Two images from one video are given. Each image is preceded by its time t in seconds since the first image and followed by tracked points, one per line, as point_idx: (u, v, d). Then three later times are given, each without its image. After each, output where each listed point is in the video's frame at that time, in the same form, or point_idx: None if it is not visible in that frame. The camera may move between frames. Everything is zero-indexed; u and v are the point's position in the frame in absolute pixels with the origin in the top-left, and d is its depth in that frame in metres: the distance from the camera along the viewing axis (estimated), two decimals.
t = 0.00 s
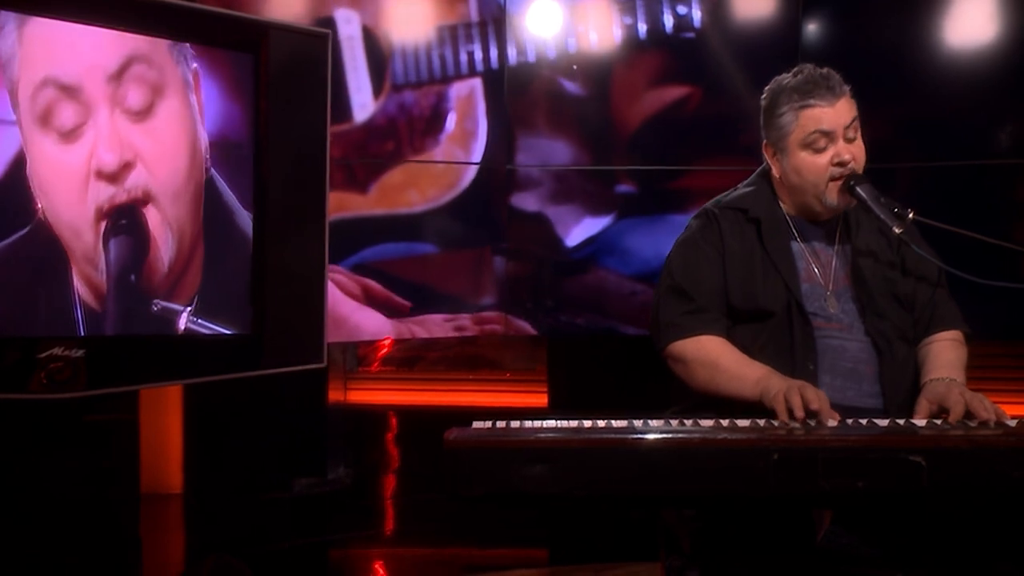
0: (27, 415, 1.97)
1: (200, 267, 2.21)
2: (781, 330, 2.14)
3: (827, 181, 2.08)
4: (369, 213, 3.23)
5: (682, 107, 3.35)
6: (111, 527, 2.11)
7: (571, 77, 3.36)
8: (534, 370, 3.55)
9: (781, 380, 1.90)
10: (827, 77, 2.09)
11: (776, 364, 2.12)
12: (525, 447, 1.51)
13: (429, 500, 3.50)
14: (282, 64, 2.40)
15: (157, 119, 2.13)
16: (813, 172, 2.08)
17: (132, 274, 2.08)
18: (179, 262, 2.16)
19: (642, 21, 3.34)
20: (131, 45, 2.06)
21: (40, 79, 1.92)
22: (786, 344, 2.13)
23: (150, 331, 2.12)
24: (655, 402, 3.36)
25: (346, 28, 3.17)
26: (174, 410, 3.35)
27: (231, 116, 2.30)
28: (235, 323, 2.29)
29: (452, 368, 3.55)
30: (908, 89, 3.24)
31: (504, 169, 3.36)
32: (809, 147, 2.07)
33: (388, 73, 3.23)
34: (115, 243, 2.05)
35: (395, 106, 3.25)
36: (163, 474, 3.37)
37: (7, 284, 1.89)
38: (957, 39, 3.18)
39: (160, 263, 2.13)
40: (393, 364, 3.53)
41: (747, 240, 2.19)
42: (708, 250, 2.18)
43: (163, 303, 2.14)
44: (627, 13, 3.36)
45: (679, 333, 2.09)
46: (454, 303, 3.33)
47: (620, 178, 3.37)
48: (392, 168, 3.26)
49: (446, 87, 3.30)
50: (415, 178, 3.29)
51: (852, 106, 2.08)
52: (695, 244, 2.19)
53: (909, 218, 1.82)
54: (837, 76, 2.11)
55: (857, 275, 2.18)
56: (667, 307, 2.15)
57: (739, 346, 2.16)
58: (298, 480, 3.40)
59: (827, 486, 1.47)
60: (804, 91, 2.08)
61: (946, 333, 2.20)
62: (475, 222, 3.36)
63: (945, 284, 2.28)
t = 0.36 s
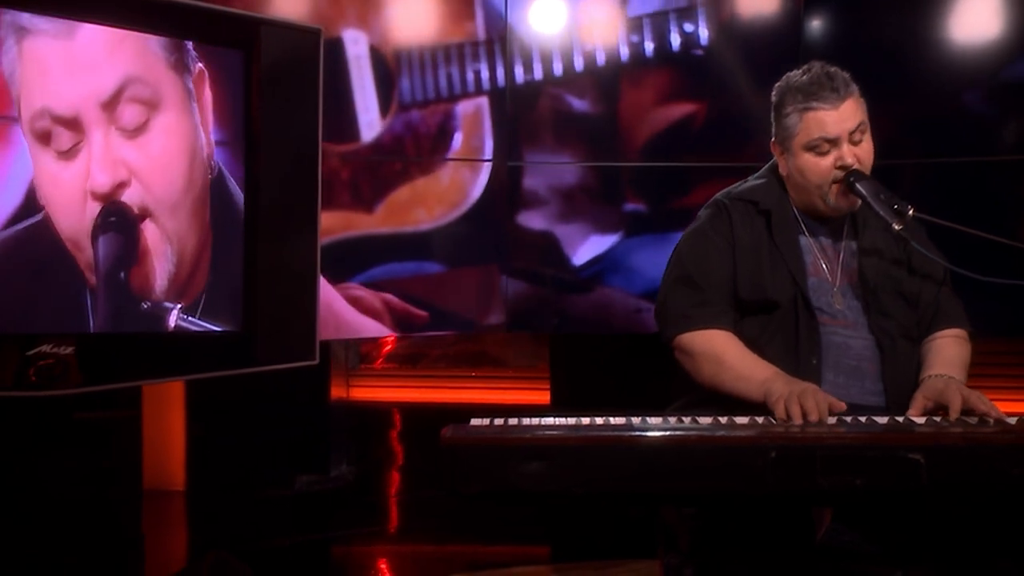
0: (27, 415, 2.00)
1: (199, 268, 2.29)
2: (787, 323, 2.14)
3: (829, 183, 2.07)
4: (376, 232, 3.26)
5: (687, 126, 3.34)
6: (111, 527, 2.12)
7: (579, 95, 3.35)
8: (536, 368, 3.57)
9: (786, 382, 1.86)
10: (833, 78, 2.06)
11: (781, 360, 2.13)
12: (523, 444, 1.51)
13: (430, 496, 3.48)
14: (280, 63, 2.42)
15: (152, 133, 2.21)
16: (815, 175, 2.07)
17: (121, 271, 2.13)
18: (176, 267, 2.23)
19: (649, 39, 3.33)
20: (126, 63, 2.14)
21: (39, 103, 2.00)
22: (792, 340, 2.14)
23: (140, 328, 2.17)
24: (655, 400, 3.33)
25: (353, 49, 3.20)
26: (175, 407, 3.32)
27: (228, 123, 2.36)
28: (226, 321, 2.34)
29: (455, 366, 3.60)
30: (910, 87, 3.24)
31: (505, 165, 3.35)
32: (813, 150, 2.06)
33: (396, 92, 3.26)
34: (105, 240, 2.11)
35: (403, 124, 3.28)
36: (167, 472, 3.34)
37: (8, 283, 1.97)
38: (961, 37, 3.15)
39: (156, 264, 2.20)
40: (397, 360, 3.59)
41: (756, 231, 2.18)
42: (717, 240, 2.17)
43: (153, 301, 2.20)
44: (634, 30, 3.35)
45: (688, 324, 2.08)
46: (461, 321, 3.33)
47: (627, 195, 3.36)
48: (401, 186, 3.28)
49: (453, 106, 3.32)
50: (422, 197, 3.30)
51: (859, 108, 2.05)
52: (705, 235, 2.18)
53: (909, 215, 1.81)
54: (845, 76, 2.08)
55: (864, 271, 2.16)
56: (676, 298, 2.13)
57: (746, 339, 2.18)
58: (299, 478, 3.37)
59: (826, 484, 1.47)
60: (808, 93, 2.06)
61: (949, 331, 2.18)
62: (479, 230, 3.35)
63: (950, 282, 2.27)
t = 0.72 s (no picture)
0: (28, 416, 2.25)
1: (198, 265, 2.38)
2: (790, 319, 2.13)
3: (829, 178, 2.05)
4: (378, 251, 3.20)
5: (693, 136, 3.34)
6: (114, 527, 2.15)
7: (581, 111, 3.34)
8: (539, 367, 3.54)
9: (787, 382, 1.86)
10: (834, 72, 2.05)
11: (783, 358, 2.11)
12: (521, 443, 1.50)
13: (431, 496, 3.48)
14: (272, 59, 2.53)
15: (145, 129, 2.27)
16: (815, 170, 2.06)
17: (109, 268, 2.17)
18: (166, 262, 2.29)
19: (649, 55, 3.32)
20: (120, 59, 2.20)
21: (32, 91, 2.04)
22: (795, 336, 2.12)
23: (128, 326, 2.22)
24: (657, 398, 3.37)
25: (355, 69, 3.17)
26: (180, 400, 3.34)
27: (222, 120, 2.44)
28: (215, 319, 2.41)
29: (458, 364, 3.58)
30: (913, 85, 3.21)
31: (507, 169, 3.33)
32: (813, 144, 2.05)
33: (398, 111, 3.23)
34: (91, 236, 2.15)
35: (405, 142, 3.25)
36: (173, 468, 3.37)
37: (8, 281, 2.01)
38: (968, 33, 3.13)
39: (145, 264, 2.25)
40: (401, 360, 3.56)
41: (763, 225, 2.17)
42: (725, 233, 2.17)
43: (140, 299, 2.25)
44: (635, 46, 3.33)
45: (692, 317, 2.08)
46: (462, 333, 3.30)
47: (629, 214, 3.34)
48: (400, 209, 3.23)
49: (455, 125, 3.30)
50: (424, 218, 3.26)
51: (861, 103, 2.04)
52: (713, 228, 2.17)
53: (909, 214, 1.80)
54: (849, 71, 2.06)
55: (869, 271, 2.14)
56: (679, 289, 2.12)
57: (750, 334, 2.16)
58: (302, 476, 3.40)
59: (823, 483, 1.46)
60: (809, 88, 2.05)
61: (952, 329, 2.17)
62: (485, 239, 3.32)
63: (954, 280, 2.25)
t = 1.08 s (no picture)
0: (28, 418, 2.34)
1: (186, 267, 2.38)
2: (790, 317, 2.12)
3: (834, 178, 2.05)
4: (385, 268, 3.18)
5: (710, 142, 3.30)
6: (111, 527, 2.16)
7: (588, 127, 3.29)
8: (543, 365, 3.54)
9: (789, 373, 1.88)
10: (838, 72, 2.03)
11: (783, 354, 2.10)
12: (519, 441, 1.50)
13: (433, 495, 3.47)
14: (271, 58, 2.54)
15: (144, 129, 2.28)
16: (819, 170, 2.06)
17: (97, 266, 2.18)
18: (161, 262, 2.31)
19: (659, 73, 3.27)
20: (121, 59, 2.21)
21: (30, 83, 2.05)
22: (795, 333, 2.11)
23: (119, 324, 2.24)
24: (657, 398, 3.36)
25: (364, 86, 3.16)
26: (183, 397, 3.36)
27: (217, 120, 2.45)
28: (204, 317, 2.41)
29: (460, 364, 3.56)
30: (918, 82, 3.19)
31: (513, 190, 3.26)
32: (817, 144, 2.04)
33: (407, 129, 3.20)
34: (80, 234, 2.16)
35: (413, 160, 3.21)
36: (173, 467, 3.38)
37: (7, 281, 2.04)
38: (975, 31, 3.08)
39: (140, 265, 2.27)
40: (404, 357, 3.55)
41: (761, 224, 2.17)
42: (722, 233, 2.16)
43: (128, 296, 2.25)
44: (644, 64, 3.29)
45: (691, 315, 2.07)
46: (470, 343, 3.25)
47: (634, 228, 3.27)
48: (407, 224, 3.20)
49: (461, 142, 3.25)
50: (430, 232, 3.21)
51: (864, 103, 2.03)
52: (710, 228, 2.16)
53: (908, 212, 1.80)
54: (850, 71, 2.06)
55: (867, 268, 2.14)
56: (679, 290, 2.12)
57: (750, 332, 2.16)
58: (304, 474, 3.42)
59: (820, 482, 1.46)
60: (812, 87, 2.04)
61: (954, 325, 2.15)
62: (494, 250, 3.24)
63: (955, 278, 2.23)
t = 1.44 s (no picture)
0: (30, 418, 2.32)
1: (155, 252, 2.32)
2: (780, 319, 2.11)
3: (831, 165, 2.04)
4: (380, 283, 3.19)
5: (710, 152, 3.17)
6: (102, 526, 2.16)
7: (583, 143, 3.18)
8: (541, 364, 3.52)
9: (783, 377, 1.88)
10: (820, 61, 2.08)
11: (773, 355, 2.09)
12: (511, 440, 1.49)
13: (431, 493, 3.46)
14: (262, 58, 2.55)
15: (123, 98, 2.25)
16: (816, 158, 2.05)
17: (77, 264, 2.15)
18: (145, 237, 2.28)
19: (656, 84, 3.16)
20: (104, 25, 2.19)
21: (11, 54, 2.00)
22: (784, 335, 2.10)
23: (98, 322, 2.21)
24: (655, 398, 3.27)
25: (359, 103, 3.17)
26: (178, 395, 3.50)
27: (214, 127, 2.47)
28: (185, 316, 2.40)
29: (456, 361, 3.51)
30: (918, 82, 3.10)
31: (508, 203, 3.20)
32: (811, 131, 2.05)
33: (403, 145, 3.19)
34: (61, 231, 2.11)
35: (409, 177, 3.20)
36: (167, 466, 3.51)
37: None
38: (974, 29, 3.02)
39: (125, 240, 2.24)
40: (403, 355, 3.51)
41: (747, 226, 2.15)
42: (710, 236, 2.15)
43: (110, 295, 2.23)
44: (640, 75, 3.17)
45: (681, 321, 2.07)
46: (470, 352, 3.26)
47: (632, 242, 3.18)
48: (405, 238, 3.19)
49: (458, 156, 3.21)
50: (426, 247, 3.20)
51: (847, 90, 2.08)
52: (698, 231, 2.16)
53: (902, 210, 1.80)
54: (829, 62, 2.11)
55: (855, 264, 2.14)
56: (670, 295, 2.12)
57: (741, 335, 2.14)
58: (303, 473, 3.42)
59: (813, 480, 1.45)
60: (799, 75, 2.07)
61: (946, 322, 2.14)
62: (489, 267, 3.22)
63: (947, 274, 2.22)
